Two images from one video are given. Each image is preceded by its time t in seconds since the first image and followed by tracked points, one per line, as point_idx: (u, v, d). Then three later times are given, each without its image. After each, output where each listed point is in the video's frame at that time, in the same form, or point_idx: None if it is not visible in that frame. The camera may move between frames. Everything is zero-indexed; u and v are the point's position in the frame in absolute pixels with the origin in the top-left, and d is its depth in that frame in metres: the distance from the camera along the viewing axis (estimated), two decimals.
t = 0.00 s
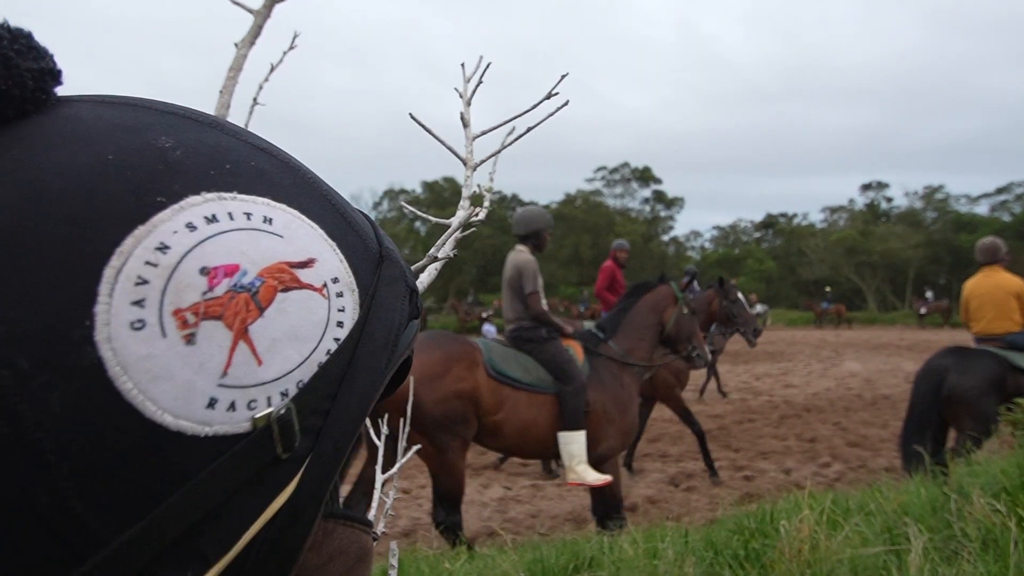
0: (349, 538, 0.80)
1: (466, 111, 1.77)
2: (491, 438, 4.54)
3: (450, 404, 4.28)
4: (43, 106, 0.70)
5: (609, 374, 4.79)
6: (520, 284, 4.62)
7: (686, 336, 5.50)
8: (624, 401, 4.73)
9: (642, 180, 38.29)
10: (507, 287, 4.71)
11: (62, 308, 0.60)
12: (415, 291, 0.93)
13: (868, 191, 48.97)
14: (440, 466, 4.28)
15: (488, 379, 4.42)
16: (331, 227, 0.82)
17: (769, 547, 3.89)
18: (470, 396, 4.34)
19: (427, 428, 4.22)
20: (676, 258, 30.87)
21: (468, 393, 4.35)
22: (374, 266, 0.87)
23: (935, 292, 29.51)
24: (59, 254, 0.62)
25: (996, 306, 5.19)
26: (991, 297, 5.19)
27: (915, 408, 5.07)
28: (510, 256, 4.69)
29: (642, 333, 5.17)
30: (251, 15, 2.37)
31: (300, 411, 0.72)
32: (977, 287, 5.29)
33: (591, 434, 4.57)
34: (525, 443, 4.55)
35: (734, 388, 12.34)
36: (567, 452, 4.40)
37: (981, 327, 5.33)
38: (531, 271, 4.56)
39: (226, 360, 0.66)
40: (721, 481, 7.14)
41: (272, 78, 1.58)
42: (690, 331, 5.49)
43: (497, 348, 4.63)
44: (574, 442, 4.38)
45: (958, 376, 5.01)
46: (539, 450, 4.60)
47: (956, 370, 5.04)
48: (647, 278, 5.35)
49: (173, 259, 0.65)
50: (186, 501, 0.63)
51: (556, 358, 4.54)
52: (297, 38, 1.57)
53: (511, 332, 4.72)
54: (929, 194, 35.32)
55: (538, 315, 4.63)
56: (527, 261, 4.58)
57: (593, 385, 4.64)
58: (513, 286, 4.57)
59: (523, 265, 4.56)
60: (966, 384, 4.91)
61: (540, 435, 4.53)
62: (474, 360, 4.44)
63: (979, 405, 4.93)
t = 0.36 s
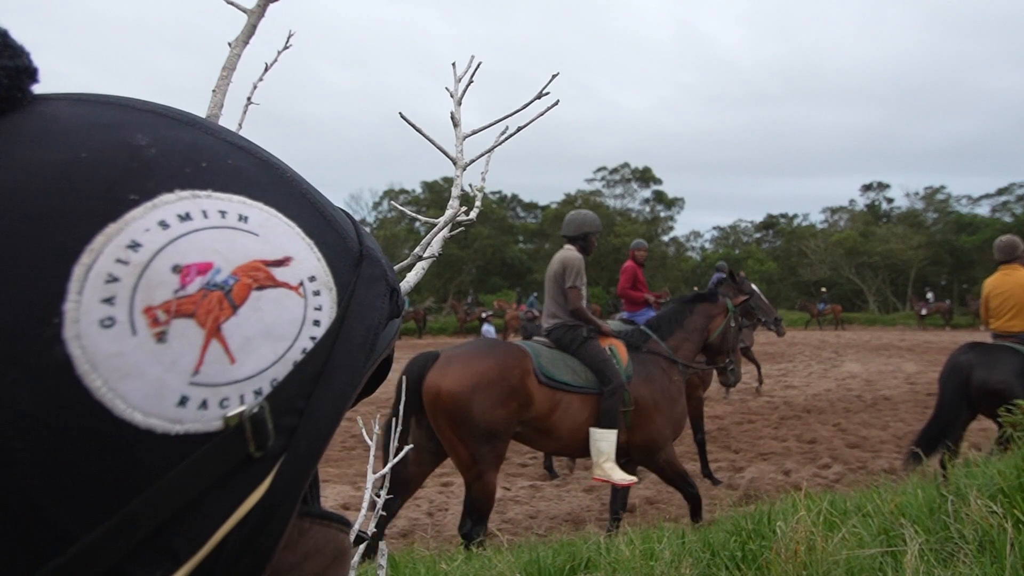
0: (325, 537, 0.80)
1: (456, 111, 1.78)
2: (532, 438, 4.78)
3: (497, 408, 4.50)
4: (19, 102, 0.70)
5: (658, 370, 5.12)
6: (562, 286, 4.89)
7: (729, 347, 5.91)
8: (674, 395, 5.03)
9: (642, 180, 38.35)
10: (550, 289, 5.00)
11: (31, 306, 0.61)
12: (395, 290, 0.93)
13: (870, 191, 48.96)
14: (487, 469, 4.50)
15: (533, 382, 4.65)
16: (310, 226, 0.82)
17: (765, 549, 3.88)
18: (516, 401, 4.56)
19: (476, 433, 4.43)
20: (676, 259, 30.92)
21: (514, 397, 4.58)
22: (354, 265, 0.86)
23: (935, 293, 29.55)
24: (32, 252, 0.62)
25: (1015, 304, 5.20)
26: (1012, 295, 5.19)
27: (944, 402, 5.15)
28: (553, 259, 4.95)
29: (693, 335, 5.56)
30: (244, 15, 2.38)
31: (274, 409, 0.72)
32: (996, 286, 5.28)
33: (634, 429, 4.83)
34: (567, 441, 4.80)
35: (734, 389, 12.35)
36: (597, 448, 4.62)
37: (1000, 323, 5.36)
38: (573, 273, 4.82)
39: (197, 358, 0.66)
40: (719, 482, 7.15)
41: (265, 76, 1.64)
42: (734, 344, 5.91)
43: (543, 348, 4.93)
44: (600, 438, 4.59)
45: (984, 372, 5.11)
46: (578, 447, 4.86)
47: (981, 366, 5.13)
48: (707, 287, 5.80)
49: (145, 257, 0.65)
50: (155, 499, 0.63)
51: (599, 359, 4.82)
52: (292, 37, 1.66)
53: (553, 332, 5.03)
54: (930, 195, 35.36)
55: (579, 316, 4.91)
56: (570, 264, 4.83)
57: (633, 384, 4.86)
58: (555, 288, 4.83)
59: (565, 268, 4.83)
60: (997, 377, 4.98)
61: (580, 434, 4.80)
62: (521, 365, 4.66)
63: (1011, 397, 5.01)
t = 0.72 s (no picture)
0: (301, 537, 0.80)
1: (447, 109, 1.78)
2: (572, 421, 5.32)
3: (541, 391, 5.06)
4: None
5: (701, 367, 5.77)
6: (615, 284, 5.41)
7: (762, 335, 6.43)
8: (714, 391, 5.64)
9: (642, 181, 38.45)
10: (602, 289, 5.46)
11: None
12: (376, 289, 0.92)
13: (870, 192, 49.00)
14: (524, 446, 5.03)
15: (577, 369, 5.21)
16: (288, 223, 0.82)
17: (762, 549, 3.88)
18: (563, 386, 5.12)
19: (519, 412, 5.00)
20: (676, 259, 30.97)
21: (558, 382, 5.12)
22: (333, 263, 0.86)
23: (935, 293, 29.61)
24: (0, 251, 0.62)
25: None
26: None
27: (966, 401, 5.31)
28: (602, 260, 5.46)
29: (725, 333, 6.17)
30: (236, 14, 2.38)
31: (247, 407, 0.71)
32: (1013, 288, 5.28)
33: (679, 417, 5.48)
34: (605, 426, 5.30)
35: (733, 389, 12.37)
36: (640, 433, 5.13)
37: (1016, 325, 5.37)
38: (625, 270, 5.35)
39: (168, 357, 0.66)
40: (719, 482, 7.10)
41: (258, 76, 1.88)
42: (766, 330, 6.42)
43: (598, 343, 5.42)
44: (646, 424, 5.09)
45: (1007, 371, 5.22)
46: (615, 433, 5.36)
47: (1003, 366, 5.24)
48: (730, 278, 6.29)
49: (115, 254, 0.64)
50: (123, 497, 0.63)
51: (653, 351, 5.33)
52: (285, 38, 1.86)
53: (608, 327, 5.48)
54: (930, 194, 35.40)
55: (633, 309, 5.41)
56: (620, 262, 5.37)
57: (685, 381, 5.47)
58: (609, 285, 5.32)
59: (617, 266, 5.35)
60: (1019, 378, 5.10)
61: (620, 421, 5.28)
62: (566, 353, 5.22)
63: None
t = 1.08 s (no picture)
0: (277, 535, 0.79)
1: (437, 107, 1.78)
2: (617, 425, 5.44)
3: (586, 396, 5.16)
4: None
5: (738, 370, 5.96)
6: (660, 289, 5.47)
7: (795, 339, 6.65)
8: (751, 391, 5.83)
9: (642, 181, 38.53)
10: (646, 294, 5.50)
11: None
12: (358, 286, 0.92)
13: (870, 192, 48.98)
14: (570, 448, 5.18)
15: (623, 374, 5.31)
16: (265, 218, 0.82)
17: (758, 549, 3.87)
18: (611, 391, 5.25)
19: (564, 416, 5.09)
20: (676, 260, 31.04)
21: (603, 387, 5.23)
22: (312, 261, 0.85)
23: (935, 294, 29.67)
24: None
25: None
26: None
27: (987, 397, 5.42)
28: (646, 266, 5.50)
29: (760, 335, 6.41)
30: (229, 13, 2.38)
31: (222, 404, 0.71)
32: None
33: (728, 422, 5.57)
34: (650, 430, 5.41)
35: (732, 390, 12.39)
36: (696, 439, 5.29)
37: None
38: (671, 276, 5.43)
39: (140, 352, 0.66)
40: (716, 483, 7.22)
41: (251, 75, 1.83)
42: (800, 336, 6.66)
43: (642, 349, 5.52)
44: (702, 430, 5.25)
45: None
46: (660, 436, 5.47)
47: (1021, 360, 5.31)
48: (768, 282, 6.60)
49: (86, 249, 0.64)
50: (94, 493, 0.63)
51: (698, 355, 5.50)
52: (278, 37, 1.84)
53: (651, 332, 5.57)
54: (929, 195, 35.42)
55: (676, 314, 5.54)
56: (665, 269, 5.45)
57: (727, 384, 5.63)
58: (656, 292, 5.37)
59: (663, 273, 5.43)
60: None
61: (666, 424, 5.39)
62: (611, 359, 5.32)
63: None
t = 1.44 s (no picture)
0: (256, 538, 0.79)
1: (428, 107, 1.78)
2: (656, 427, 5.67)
3: (628, 400, 5.39)
4: None
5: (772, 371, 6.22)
6: (692, 293, 5.75)
7: (823, 344, 7.06)
8: (786, 391, 6.12)
9: (642, 182, 38.58)
10: (680, 298, 5.79)
11: None
12: (341, 288, 0.91)
13: (870, 193, 49.01)
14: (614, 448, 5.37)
15: (663, 379, 5.55)
16: (246, 219, 0.81)
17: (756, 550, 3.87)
18: (651, 394, 5.48)
19: (608, 419, 5.30)
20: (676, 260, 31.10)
21: (645, 392, 5.47)
22: (294, 262, 0.85)
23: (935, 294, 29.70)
24: None
25: None
26: None
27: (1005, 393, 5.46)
28: (680, 271, 5.77)
29: (794, 336, 6.80)
30: (223, 12, 2.38)
31: (197, 407, 0.71)
32: None
33: (767, 422, 5.84)
34: (688, 432, 5.65)
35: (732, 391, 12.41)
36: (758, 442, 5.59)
37: None
38: (705, 282, 5.69)
39: (114, 354, 0.66)
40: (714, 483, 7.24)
41: (246, 76, 1.93)
42: (828, 343, 7.08)
43: (676, 350, 5.77)
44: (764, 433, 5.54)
45: None
46: (696, 438, 5.71)
47: None
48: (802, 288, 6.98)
49: (60, 251, 0.65)
50: (72, 493, 0.64)
51: (730, 357, 5.72)
52: (274, 38, 1.94)
53: (682, 334, 5.82)
54: (929, 195, 35.39)
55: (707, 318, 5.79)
56: (701, 274, 5.70)
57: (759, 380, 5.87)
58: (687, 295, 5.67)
59: (697, 278, 5.69)
60: None
61: (704, 425, 5.64)
62: (652, 364, 5.55)
63: None
